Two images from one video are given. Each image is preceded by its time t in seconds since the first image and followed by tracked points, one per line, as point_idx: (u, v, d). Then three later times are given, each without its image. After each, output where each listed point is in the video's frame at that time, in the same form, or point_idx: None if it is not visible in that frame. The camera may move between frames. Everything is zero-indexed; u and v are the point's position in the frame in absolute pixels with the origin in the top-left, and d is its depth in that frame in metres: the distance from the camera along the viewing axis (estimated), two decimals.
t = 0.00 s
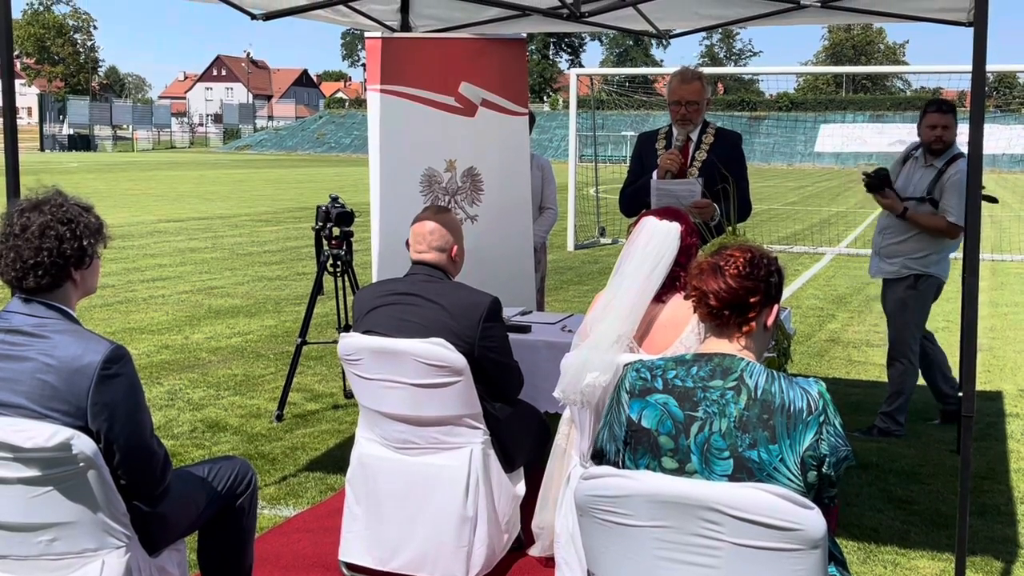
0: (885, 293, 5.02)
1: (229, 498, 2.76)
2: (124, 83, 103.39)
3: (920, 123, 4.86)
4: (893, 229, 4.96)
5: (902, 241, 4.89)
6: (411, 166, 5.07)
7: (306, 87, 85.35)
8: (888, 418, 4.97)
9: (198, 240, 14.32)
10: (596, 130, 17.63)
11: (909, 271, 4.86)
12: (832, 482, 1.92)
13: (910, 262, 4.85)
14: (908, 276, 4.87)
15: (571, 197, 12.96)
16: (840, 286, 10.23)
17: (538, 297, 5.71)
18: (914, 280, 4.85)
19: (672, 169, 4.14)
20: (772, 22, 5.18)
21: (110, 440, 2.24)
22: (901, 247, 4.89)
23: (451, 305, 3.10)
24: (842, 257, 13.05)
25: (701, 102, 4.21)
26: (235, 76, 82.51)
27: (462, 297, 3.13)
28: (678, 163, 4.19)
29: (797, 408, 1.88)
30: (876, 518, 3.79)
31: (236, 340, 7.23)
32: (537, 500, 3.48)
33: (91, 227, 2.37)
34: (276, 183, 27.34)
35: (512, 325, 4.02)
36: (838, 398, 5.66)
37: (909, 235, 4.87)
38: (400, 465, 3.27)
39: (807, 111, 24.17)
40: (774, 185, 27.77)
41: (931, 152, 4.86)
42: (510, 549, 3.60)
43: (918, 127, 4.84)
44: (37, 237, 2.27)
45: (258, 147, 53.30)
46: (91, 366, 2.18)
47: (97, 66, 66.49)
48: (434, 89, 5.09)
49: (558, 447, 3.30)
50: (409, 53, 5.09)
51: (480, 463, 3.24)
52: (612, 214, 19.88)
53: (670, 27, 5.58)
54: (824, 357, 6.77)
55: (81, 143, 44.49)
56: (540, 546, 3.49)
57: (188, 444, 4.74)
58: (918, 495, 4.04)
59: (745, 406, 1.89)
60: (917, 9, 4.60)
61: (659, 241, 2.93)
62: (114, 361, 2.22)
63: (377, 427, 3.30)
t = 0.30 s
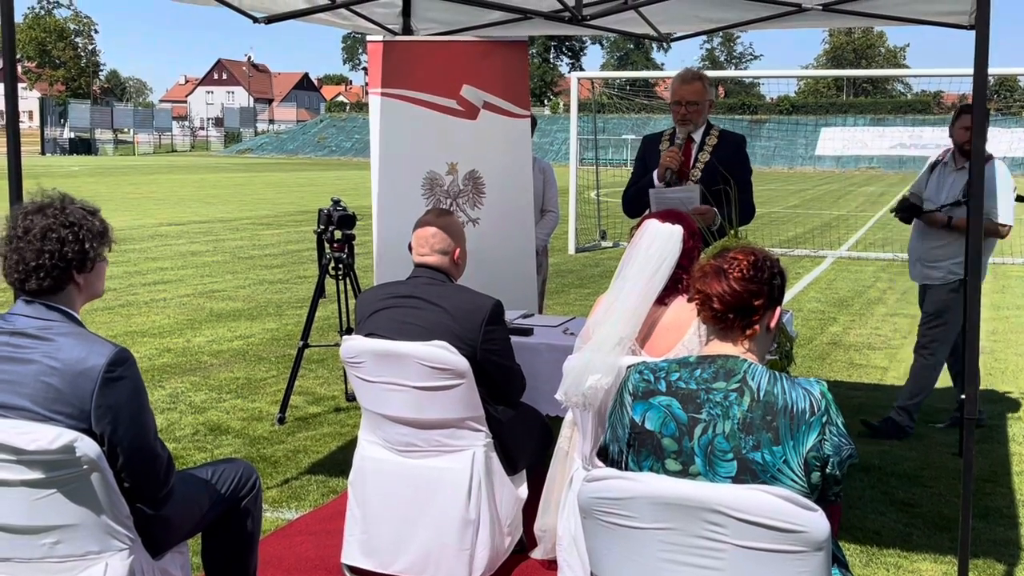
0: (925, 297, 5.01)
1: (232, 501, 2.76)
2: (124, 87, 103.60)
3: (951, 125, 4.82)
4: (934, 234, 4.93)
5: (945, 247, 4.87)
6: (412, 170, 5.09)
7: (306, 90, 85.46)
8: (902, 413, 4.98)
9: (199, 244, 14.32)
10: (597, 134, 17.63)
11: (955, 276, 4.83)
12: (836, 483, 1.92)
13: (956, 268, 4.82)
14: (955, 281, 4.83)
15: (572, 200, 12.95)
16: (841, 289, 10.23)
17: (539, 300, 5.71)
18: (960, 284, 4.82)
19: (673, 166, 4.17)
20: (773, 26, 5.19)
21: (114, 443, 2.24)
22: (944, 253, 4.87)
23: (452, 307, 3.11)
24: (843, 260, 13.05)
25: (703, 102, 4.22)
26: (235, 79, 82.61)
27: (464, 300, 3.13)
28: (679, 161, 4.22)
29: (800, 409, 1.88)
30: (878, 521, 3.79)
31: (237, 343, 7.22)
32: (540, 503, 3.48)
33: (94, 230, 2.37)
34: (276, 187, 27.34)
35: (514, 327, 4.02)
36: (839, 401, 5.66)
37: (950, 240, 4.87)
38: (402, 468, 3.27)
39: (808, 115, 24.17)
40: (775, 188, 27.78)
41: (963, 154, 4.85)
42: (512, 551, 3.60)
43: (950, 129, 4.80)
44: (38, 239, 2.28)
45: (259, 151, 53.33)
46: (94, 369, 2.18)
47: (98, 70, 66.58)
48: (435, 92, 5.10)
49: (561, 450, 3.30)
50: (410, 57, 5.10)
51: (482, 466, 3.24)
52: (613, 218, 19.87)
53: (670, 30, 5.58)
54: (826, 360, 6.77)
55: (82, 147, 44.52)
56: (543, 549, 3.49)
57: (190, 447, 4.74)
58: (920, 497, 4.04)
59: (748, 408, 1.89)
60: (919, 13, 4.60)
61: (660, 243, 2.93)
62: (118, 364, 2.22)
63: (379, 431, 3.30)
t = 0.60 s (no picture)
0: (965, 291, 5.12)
1: (240, 502, 2.76)
2: (126, 90, 103.95)
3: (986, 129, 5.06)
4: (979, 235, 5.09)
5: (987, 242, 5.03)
6: (417, 172, 5.12)
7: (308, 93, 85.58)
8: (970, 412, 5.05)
9: (203, 246, 14.34)
10: (599, 136, 17.67)
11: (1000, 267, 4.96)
12: (845, 481, 1.92)
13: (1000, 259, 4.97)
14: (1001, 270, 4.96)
15: (576, 202, 12.97)
16: (845, 291, 10.23)
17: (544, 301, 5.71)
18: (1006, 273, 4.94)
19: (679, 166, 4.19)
20: (776, 28, 5.19)
21: (122, 441, 2.25)
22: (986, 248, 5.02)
23: (458, 308, 3.11)
24: (846, 262, 13.05)
25: (709, 104, 4.22)
26: (238, 82, 82.77)
27: (470, 301, 3.14)
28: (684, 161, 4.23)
29: (807, 407, 1.88)
30: (884, 521, 3.79)
31: (242, 345, 7.24)
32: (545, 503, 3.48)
33: (97, 231, 2.35)
34: (279, 189, 27.37)
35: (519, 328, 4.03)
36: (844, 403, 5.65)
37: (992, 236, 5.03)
38: (408, 468, 3.28)
39: (810, 117, 24.18)
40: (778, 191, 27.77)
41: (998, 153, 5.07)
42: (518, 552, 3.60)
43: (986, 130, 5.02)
44: (36, 237, 2.29)
45: (261, 153, 53.40)
46: (102, 367, 2.19)
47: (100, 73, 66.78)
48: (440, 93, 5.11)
49: (566, 451, 3.30)
50: (414, 59, 5.11)
51: (488, 466, 3.24)
52: (616, 220, 19.89)
53: (674, 31, 5.59)
54: (830, 361, 6.77)
55: (84, 149, 44.64)
56: (549, 550, 3.49)
57: (195, 447, 4.75)
58: (926, 498, 4.04)
59: (756, 406, 1.89)
60: (924, 13, 4.60)
61: (666, 244, 2.93)
62: (126, 362, 2.22)
63: (385, 431, 3.31)
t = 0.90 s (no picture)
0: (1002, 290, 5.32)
1: (250, 500, 2.76)
2: (131, 92, 104.38)
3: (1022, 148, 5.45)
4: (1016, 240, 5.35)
5: None
6: (423, 172, 5.11)
7: (312, 94, 85.80)
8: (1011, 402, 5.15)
9: (209, 247, 14.37)
10: (603, 137, 17.67)
11: None
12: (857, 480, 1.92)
13: None
14: None
15: (580, 203, 12.97)
16: (850, 292, 10.21)
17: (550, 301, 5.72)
18: None
19: (686, 165, 4.20)
20: (782, 28, 5.19)
21: (133, 439, 2.25)
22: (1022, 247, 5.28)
23: (467, 308, 3.12)
24: (851, 263, 13.03)
25: (718, 104, 4.23)
26: (242, 84, 82.97)
27: (479, 300, 3.14)
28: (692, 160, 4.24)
29: (820, 406, 1.87)
30: (892, 521, 3.78)
31: (248, 345, 7.25)
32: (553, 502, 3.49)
33: (111, 232, 2.36)
34: (284, 190, 27.46)
35: (527, 328, 4.03)
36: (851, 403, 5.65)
37: None
38: (416, 467, 3.28)
39: (814, 118, 24.17)
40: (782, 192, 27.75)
41: None
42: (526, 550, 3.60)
43: None
44: (49, 235, 2.30)
45: (265, 155, 53.47)
46: (113, 366, 2.19)
47: (105, 75, 66.97)
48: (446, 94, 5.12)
49: (575, 450, 3.30)
50: (420, 58, 5.10)
51: (496, 466, 3.24)
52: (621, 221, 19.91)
53: (679, 32, 5.58)
54: (836, 362, 6.77)
55: (89, 151, 44.81)
56: (556, 548, 3.49)
57: (203, 447, 4.77)
58: (933, 498, 4.03)
59: (767, 405, 1.89)
60: (931, 13, 4.59)
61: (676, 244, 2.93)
62: (136, 361, 2.23)
63: (393, 430, 3.32)
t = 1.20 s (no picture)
0: None
1: (257, 497, 2.78)
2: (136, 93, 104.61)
3: None
4: None
5: None
6: (428, 172, 5.11)
7: (316, 95, 85.90)
8: None
9: (214, 247, 14.41)
10: (607, 138, 17.69)
11: None
12: (861, 480, 1.93)
13: None
14: None
15: (584, 203, 12.98)
16: (855, 292, 10.21)
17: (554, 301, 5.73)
18: None
19: (692, 167, 4.22)
20: (786, 29, 5.19)
21: (142, 437, 2.27)
22: None
23: (473, 308, 3.14)
24: (855, 263, 13.01)
25: (722, 105, 4.22)
26: (246, 85, 83.11)
27: (485, 300, 3.16)
28: (697, 162, 4.25)
29: (825, 405, 1.89)
30: (896, 520, 3.79)
31: (253, 345, 7.27)
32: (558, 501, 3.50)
33: (120, 231, 2.38)
34: (288, 191, 27.52)
35: (532, 328, 4.04)
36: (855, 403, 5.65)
37: None
38: (422, 466, 3.30)
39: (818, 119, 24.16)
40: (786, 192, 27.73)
41: None
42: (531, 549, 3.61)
43: None
44: (60, 234, 2.32)
45: (270, 156, 53.54)
46: (122, 365, 2.21)
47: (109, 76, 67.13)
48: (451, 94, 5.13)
49: (580, 448, 3.32)
50: (425, 59, 5.11)
51: (501, 465, 3.25)
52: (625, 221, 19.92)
53: (683, 32, 5.59)
54: (840, 362, 6.77)
55: (93, 151, 44.94)
56: (561, 547, 3.50)
57: (209, 446, 4.79)
58: (937, 497, 4.03)
59: (773, 403, 1.90)
60: (935, 13, 4.59)
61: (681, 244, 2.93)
62: (145, 360, 2.24)
63: (399, 429, 3.33)
